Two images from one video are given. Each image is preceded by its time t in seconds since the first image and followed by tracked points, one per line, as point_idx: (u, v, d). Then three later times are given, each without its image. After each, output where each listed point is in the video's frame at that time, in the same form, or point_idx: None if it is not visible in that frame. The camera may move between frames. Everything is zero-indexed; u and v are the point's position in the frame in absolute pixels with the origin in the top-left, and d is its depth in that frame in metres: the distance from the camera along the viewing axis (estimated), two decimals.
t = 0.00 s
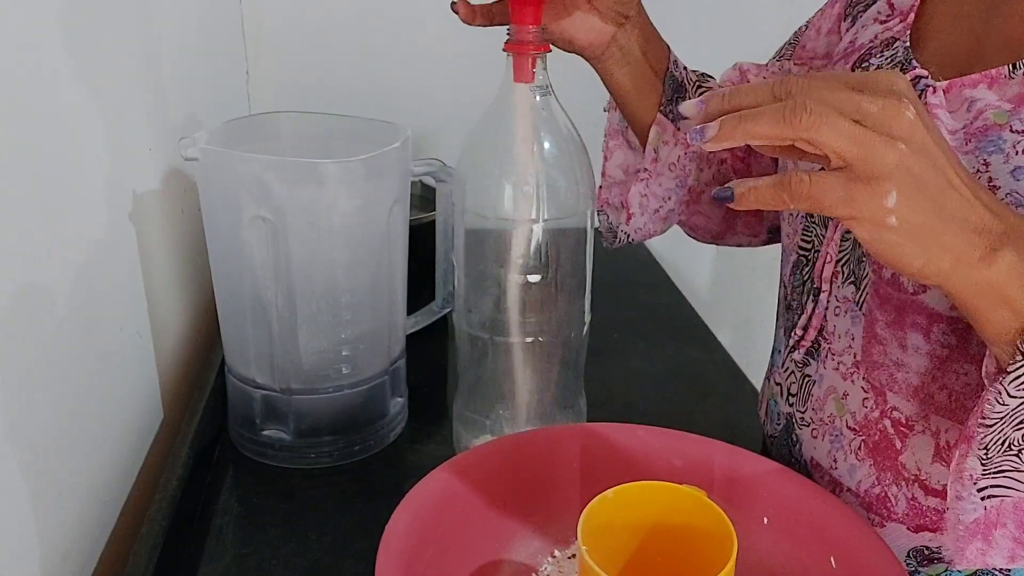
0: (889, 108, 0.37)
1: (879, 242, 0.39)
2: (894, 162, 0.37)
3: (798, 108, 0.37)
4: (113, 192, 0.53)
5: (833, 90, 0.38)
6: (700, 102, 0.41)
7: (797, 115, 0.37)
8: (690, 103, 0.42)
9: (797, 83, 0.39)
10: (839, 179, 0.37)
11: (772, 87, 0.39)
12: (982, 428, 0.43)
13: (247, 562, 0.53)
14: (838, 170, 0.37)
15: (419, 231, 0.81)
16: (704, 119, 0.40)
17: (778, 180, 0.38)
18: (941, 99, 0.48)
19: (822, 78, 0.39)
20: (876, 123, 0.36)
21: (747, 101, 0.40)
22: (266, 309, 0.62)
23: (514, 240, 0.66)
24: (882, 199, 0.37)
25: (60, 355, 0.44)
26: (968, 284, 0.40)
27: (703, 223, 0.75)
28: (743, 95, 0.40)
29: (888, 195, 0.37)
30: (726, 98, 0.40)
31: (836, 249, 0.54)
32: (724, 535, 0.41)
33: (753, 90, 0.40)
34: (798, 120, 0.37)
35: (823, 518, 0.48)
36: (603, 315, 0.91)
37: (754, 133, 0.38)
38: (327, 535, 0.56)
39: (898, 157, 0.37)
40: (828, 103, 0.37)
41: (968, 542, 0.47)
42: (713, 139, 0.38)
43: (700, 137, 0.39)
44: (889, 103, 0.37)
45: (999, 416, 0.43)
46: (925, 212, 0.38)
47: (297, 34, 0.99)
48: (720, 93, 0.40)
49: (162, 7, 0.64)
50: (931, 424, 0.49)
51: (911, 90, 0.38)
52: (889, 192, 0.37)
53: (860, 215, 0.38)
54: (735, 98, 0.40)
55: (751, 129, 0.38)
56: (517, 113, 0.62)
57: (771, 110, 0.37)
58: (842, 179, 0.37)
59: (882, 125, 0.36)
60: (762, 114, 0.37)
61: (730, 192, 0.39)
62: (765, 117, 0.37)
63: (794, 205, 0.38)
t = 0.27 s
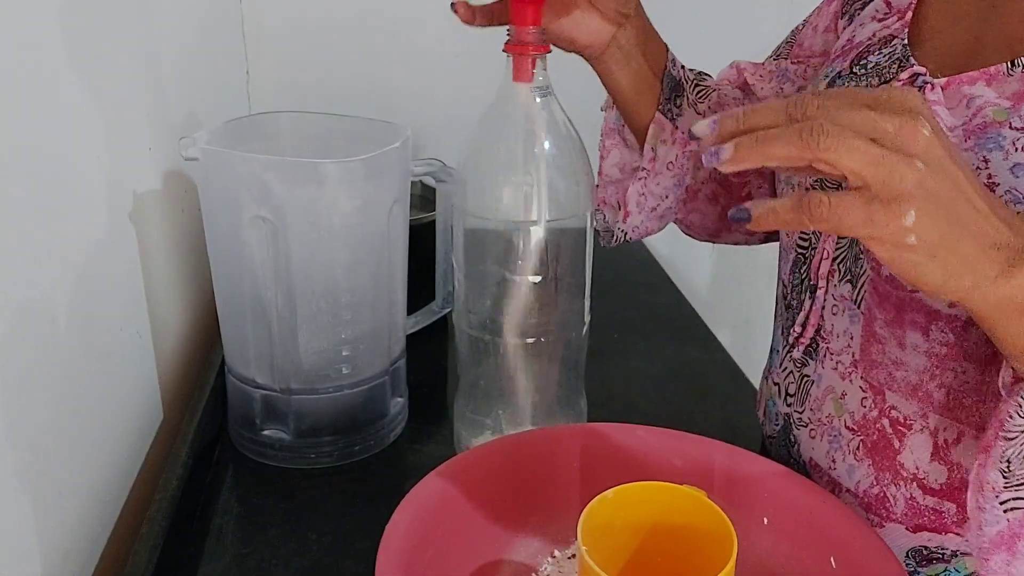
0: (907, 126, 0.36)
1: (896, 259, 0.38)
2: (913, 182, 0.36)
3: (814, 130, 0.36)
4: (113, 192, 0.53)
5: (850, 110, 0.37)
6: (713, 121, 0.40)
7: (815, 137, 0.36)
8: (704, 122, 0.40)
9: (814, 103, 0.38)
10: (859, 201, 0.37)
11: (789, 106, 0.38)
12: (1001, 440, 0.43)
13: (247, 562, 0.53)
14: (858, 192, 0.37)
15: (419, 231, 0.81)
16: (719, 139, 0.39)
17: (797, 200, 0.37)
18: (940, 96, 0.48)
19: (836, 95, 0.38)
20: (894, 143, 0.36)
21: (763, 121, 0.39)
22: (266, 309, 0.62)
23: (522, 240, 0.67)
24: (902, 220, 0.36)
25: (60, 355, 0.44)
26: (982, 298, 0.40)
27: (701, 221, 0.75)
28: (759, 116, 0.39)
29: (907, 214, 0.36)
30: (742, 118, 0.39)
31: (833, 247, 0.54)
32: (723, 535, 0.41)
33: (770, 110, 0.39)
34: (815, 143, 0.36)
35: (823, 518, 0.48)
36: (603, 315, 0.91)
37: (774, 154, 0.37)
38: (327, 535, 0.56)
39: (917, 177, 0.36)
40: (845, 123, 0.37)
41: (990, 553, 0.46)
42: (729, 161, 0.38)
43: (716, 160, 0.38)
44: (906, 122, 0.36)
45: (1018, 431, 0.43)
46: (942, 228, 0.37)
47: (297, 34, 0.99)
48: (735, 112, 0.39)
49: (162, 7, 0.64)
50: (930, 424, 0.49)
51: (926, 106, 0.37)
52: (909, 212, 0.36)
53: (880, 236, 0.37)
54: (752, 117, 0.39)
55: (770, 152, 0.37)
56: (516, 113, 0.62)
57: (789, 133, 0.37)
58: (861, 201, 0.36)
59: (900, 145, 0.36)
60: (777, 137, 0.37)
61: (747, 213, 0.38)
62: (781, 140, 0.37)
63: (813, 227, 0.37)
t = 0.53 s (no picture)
0: (936, 175, 0.36)
1: (936, 307, 0.39)
2: (947, 230, 0.36)
3: (849, 185, 0.35)
4: (113, 192, 0.53)
5: (879, 159, 0.36)
6: (736, 174, 0.37)
7: (850, 194, 0.35)
8: (725, 173, 0.38)
9: (841, 153, 0.36)
10: (895, 253, 0.36)
11: (816, 158, 0.37)
12: None
13: (247, 562, 0.53)
14: (893, 244, 0.37)
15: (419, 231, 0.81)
16: (744, 193, 0.37)
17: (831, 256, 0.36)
18: (941, 98, 0.48)
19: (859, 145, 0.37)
20: (925, 194, 0.36)
21: (789, 174, 0.37)
22: (266, 309, 0.62)
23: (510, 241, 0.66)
24: (938, 267, 0.37)
25: (60, 354, 0.44)
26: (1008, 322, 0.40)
27: (702, 223, 0.75)
28: (784, 168, 0.37)
29: (944, 262, 0.37)
30: (766, 172, 0.37)
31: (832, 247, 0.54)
32: (723, 535, 0.41)
33: (795, 161, 0.37)
34: (852, 198, 0.35)
35: (823, 518, 0.48)
36: (603, 314, 0.91)
37: (805, 212, 0.35)
38: (327, 535, 0.56)
39: (951, 225, 0.36)
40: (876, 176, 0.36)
41: None
42: (758, 220, 0.36)
43: (744, 217, 0.36)
44: (936, 170, 0.36)
45: None
46: (978, 271, 0.38)
47: (297, 33, 0.99)
48: (758, 163, 0.37)
49: (161, 7, 0.64)
50: (931, 423, 0.49)
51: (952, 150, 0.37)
52: (944, 259, 0.37)
53: (916, 284, 0.37)
54: (777, 169, 0.37)
55: (804, 209, 0.35)
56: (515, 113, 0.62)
57: (823, 190, 0.35)
58: (897, 252, 0.36)
59: (933, 195, 0.36)
60: (813, 193, 0.35)
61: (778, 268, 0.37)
62: (817, 196, 0.35)
63: (849, 281, 0.37)
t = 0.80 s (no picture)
0: (945, 188, 0.36)
1: (945, 316, 0.39)
2: (955, 242, 0.36)
3: (854, 198, 0.35)
4: (113, 192, 0.53)
5: (885, 171, 0.36)
6: (740, 188, 0.38)
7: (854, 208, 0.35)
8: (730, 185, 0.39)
9: (846, 164, 0.37)
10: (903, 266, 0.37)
11: (820, 171, 0.37)
12: None
13: (247, 562, 0.54)
14: (900, 256, 0.37)
15: (419, 231, 0.81)
16: (748, 207, 0.38)
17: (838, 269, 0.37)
18: (941, 97, 0.48)
19: (867, 155, 0.38)
20: (933, 206, 0.36)
21: (794, 186, 0.38)
22: (266, 309, 0.62)
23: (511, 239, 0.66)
24: (946, 279, 0.37)
25: (60, 355, 0.44)
26: (1014, 324, 0.40)
27: (701, 222, 0.75)
28: (789, 181, 0.38)
29: (953, 275, 0.37)
30: (771, 185, 0.38)
31: (832, 247, 0.54)
32: (723, 535, 0.41)
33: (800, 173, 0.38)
34: (858, 212, 0.35)
35: (823, 518, 0.48)
36: (603, 314, 0.91)
37: (810, 225, 0.36)
38: (327, 535, 0.56)
39: (959, 238, 0.36)
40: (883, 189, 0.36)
41: None
42: (763, 233, 0.37)
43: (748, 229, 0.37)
44: (944, 183, 0.36)
45: None
46: (987, 281, 0.38)
47: (297, 33, 0.99)
48: (763, 176, 0.38)
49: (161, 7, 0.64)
50: (931, 424, 0.49)
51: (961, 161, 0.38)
52: (952, 271, 0.37)
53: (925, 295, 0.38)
54: (782, 183, 0.38)
55: (809, 222, 0.36)
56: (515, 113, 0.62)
57: (826, 203, 0.36)
58: (905, 265, 0.37)
59: (939, 207, 0.36)
60: (818, 206, 0.36)
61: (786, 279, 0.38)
62: (822, 209, 0.36)
63: (857, 293, 0.37)
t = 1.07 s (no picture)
0: (950, 182, 0.36)
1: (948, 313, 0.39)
2: (961, 237, 0.36)
3: (861, 190, 0.35)
4: (113, 193, 0.53)
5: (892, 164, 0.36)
6: (746, 178, 0.38)
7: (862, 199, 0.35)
8: (735, 176, 0.38)
9: (853, 157, 0.37)
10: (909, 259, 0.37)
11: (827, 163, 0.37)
12: None
13: (247, 562, 0.54)
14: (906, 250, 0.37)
15: (419, 231, 0.81)
16: (754, 198, 0.38)
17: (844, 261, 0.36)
18: (943, 97, 0.48)
19: (872, 149, 0.38)
20: (938, 201, 0.36)
21: (800, 179, 0.37)
22: (266, 309, 0.62)
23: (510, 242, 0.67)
24: (950, 274, 0.37)
25: (60, 355, 0.44)
26: (1016, 324, 0.40)
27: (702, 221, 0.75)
28: (796, 173, 0.37)
29: (958, 270, 0.37)
30: (777, 176, 0.37)
31: (832, 248, 0.54)
32: (724, 535, 0.41)
33: (807, 166, 0.37)
34: (865, 203, 0.35)
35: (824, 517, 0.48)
36: (603, 315, 0.91)
37: (817, 217, 0.35)
38: (327, 535, 0.56)
39: (964, 233, 0.36)
40: (889, 182, 0.36)
41: None
42: (768, 225, 0.36)
43: (755, 222, 0.36)
44: (950, 177, 0.36)
45: None
46: (991, 278, 0.38)
47: (297, 33, 0.99)
48: (769, 168, 0.38)
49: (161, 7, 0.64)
50: (932, 424, 0.49)
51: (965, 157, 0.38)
52: (957, 266, 0.37)
53: (930, 290, 0.37)
54: (788, 174, 0.37)
55: (816, 214, 0.35)
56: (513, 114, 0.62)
57: (834, 194, 0.35)
58: (911, 259, 0.37)
59: (944, 200, 0.36)
60: (825, 198, 0.35)
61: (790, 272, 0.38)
62: (829, 201, 0.35)
63: (862, 288, 0.37)
